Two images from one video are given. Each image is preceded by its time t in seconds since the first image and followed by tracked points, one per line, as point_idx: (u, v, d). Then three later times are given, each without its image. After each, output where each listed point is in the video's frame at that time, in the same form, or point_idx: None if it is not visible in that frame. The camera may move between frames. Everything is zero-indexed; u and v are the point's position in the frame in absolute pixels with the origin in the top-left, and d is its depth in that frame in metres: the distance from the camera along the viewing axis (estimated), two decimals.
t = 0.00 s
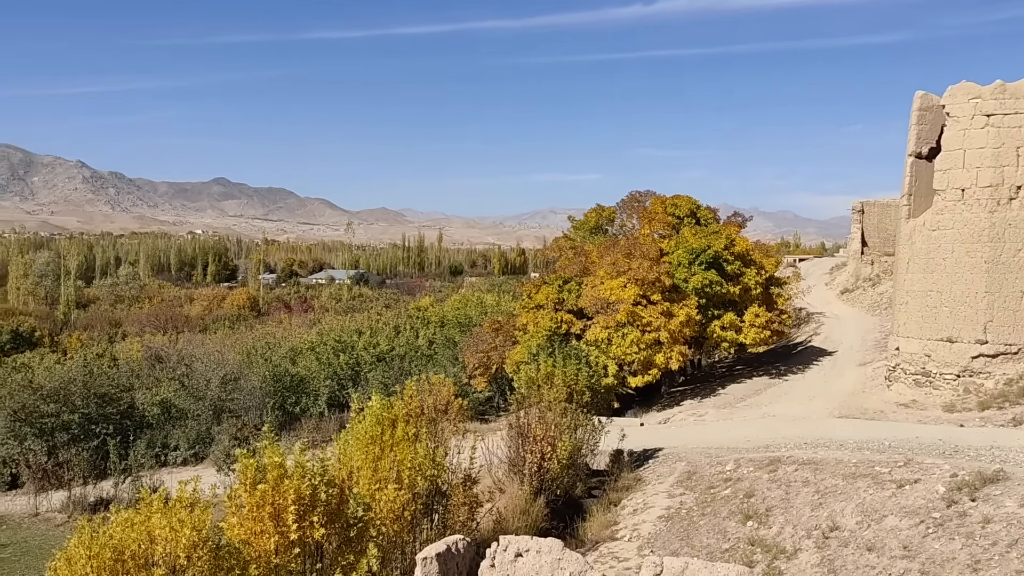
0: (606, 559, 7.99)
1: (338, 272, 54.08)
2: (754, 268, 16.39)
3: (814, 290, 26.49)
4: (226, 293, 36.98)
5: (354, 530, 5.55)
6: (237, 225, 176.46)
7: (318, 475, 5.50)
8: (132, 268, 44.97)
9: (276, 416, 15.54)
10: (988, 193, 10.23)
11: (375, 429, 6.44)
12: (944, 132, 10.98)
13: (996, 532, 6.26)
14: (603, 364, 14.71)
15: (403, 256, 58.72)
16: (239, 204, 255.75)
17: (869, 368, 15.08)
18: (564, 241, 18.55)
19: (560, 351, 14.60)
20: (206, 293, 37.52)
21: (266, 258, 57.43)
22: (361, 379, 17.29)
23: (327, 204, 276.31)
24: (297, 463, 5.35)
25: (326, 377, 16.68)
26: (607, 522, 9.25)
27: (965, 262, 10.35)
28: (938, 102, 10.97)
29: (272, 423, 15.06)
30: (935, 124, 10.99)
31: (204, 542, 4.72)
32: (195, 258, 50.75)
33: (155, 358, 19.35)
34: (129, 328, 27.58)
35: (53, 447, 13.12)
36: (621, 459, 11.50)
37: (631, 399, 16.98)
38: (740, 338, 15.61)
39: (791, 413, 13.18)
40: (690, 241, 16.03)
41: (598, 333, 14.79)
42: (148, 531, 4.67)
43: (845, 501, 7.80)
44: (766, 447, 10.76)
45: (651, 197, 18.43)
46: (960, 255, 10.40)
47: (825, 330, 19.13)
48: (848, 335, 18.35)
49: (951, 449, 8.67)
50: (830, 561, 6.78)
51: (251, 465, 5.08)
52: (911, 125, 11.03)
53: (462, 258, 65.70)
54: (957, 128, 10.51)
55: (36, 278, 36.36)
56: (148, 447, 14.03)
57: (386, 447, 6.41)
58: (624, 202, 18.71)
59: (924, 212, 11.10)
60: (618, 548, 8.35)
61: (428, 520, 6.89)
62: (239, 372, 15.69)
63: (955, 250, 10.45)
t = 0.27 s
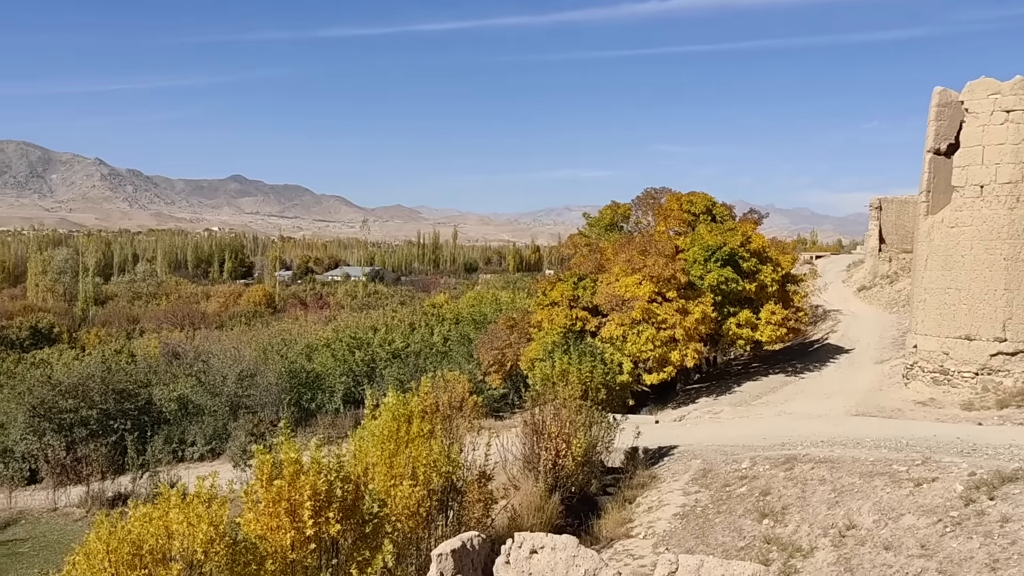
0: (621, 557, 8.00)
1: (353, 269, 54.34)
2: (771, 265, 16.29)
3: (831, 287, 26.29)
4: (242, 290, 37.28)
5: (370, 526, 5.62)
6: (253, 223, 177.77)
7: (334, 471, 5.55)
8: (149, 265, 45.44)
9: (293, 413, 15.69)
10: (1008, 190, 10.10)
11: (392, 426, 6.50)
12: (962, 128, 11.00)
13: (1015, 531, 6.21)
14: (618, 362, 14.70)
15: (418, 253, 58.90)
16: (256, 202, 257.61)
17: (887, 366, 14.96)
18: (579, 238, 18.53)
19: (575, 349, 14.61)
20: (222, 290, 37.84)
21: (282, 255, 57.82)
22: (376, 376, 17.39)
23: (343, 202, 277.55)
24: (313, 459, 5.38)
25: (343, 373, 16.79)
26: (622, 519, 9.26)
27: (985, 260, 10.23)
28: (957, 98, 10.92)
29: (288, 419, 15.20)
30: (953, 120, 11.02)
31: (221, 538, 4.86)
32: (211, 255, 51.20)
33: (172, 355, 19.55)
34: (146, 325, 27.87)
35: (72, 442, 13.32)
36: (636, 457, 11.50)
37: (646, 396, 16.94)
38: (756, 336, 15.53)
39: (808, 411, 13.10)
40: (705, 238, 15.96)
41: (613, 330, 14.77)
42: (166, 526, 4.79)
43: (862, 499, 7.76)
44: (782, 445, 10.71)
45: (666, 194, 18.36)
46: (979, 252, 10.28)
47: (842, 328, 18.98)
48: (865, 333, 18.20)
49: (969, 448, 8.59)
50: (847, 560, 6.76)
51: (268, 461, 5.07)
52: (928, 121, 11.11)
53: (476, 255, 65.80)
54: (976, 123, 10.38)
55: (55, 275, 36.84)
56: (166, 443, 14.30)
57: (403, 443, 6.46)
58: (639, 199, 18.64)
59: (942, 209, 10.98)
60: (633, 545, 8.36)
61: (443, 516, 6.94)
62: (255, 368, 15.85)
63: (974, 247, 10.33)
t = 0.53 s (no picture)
0: (635, 553, 8.02)
1: (368, 265, 54.61)
2: (786, 261, 16.20)
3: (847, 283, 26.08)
4: (257, 286, 37.55)
5: (384, 521, 5.69)
6: (268, 219, 178.98)
7: (348, 466, 5.61)
8: (165, 261, 45.89)
9: (307, 408, 15.87)
10: None
11: (406, 421, 6.58)
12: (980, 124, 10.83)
13: None
14: (632, 358, 14.69)
15: (433, 250, 59.08)
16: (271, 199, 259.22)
17: (903, 363, 14.84)
18: (593, 235, 18.51)
19: (589, 345, 14.62)
20: (238, 286, 38.15)
21: (297, 251, 58.19)
22: (390, 371, 17.48)
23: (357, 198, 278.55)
24: (328, 454, 5.44)
25: (357, 369, 16.88)
26: (636, 516, 9.27)
27: (1002, 256, 10.11)
28: (975, 94, 10.82)
29: (303, 414, 15.35)
30: (970, 115, 10.89)
31: (237, 532, 4.89)
32: (227, 251, 51.63)
33: (188, 350, 19.73)
34: (163, 320, 28.17)
35: (89, 437, 13.54)
36: (650, 454, 11.49)
37: (660, 393, 16.92)
38: (770, 332, 15.45)
39: (822, 408, 13.03)
40: (720, 234, 15.89)
41: (627, 326, 14.75)
42: (183, 520, 4.85)
43: (877, 497, 7.72)
44: (797, 442, 10.68)
45: (681, 190, 18.30)
46: (996, 249, 10.16)
47: (858, 324, 18.85)
48: (881, 330, 18.05)
49: (986, 445, 8.52)
50: (862, 557, 6.73)
51: (283, 457, 5.14)
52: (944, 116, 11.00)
53: (491, 252, 65.88)
54: (994, 119, 10.27)
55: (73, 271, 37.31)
56: (181, 438, 14.45)
57: (417, 439, 6.52)
58: (653, 195, 18.59)
59: (960, 205, 10.88)
60: (647, 542, 8.37)
61: (457, 512, 7.02)
62: (271, 363, 15.98)
63: (991, 243, 10.21)
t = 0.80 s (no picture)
0: (648, 550, 8.04)
1: (381, 261, 54.83)
2: (799, 257, 16.12)
3: (862, 279, 25.90)
4: (271, 282, 37.84)
5: (396, 516, 5.72)
6: (282, 215, 180.02)
7: (362, 462, 5.66)
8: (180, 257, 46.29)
9: (321, 403, 16.00)
10: None
11: (419, 417, 6.66)
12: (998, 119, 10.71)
13: None
14: (645, 354, 14.68)
15: (445, 246, 59.22)
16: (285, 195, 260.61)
17: (918, 359, 14.74)
18: (606, 231, 18.49)
19: (602, 341, 14.63)
20: (252, 281, 38.44)
21: (311, 247, 58.53)
22: (404, 367, 17.58)
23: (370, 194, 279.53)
24: (341, 450, 5.47)
25: (370, 365, 16.99)
26: (648, 513, 9.28)
27: (1019, 252, 10.01)
28: (992, 88, 10.72)
29: (317, 410, 15.51)
30: (987, 110, 10.77)
31: (251, 527, 4.97)
32: (241, 247, 52.03)
33: (203, 345, 19.91)
34: (178, 316, 28.43)
35: (105, 431, 13.65)
36: (663, 450, 11.48)
37: (673, 389, 16.91)
38: (784, 329, 15.39)
39: (837, 404, 12.97)
40: (734, 230, 15.82)
41: (640, 323, 14.74)
42: (197, 514, 4.93)
43: (892, 494, 7.69)
44: (812, 439, 10.64)
45: (694, 185, 18.23)
46: (1014, 245, 10.05)
47: (873, 320, 18.72)
48: (896, 326, 17.92)
49: (1003, 442, 8.46)
50: (876, 554, 6.71)
51: (297, 451, 5.17)
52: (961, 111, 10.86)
53: (503, 247, 65.94)
54: (1011, 113, 10.12)
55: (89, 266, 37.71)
56: (196, 433, 14.59)
57: (431, 434, 6.58)
58: (667, 191, 18.53)
59: (976, 201, 10.77)
60: (660, 538, 8.38)
61: (470, 507, 7.08)
62: (284, 359, 16.10)
63: (1008, 239, 10.10)
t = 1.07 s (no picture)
0: (660, 545, 8.05)
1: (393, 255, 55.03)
2: (813, 252, 16.02)
3: (876, 274, 25.71)
4: (284, 276, 38.07)
5: (409, 510, 5.84)
6: (295, 210, 180.95)
7: (374, 456, 5.70)
8: (194, 252, 46.66)
9: (333, 397, 16.13)
10: None
11: (430, 411, 6.67)
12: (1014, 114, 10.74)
13: None
14: (657, 350, 14.67)
15: (457, 240, 59.35)
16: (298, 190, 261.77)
17: (933, 355, 14.63)
18: (618, 226, 18.45)
19: (614, 336, 14.62)
20: (265, 276, 38.68)
21: (323, 241, 58.81)
22: (416, 361, 17.67)
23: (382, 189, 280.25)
24: (354, 444, 5.52)
25: (382, 359, 17.08)
26: (661, 508, 9.29)
27: None
28: (1007, 82, 10.64)
29: (329, 404, 15.63)
30: (1003, 105, 10.81)
31: (264, 520, 5.04)
32: (254, 242, 52.38)
33: (216, 340, 20.07)
34: (191, 310, 28.67)
35: (120, 425, 13.85)
36: (675, 445, 11.48)
37: (686, 384, 16.88)
38: (798, 324, 15.32)
39: (851, 400, 12.90)
40: (747, 225, 15.74)
41: (652, 318, 14.73)
42: (211, 508, 5.00)
43: (905, 490, 7.66)
44: (824, 435, 10.60)
45: (707, 180, 18.16)
46: None
47: (887, 316, 18.59)
48: (911, 322, 17.79)
49: (1018, 439, 8.40)
50: (890, 551, 6.69)
51: (309, 445, 5.19)
52: (976, 106, 11.02)
53: (515, 242, 65.99)
54: None
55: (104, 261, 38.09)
56: (210, 426, 14.74)
57: (443, 430, 6.60)
58: (680, 185, 18.45)
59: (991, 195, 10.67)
60: (672, 533, 8.39)
61: (482, 502, 7.11)
62: (297, 354, 16.24)
63: None
